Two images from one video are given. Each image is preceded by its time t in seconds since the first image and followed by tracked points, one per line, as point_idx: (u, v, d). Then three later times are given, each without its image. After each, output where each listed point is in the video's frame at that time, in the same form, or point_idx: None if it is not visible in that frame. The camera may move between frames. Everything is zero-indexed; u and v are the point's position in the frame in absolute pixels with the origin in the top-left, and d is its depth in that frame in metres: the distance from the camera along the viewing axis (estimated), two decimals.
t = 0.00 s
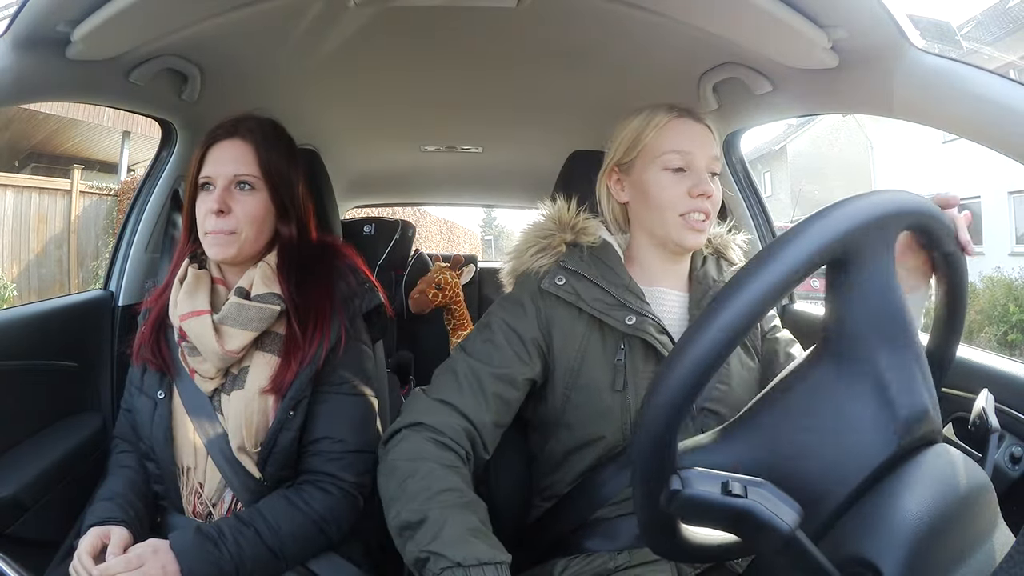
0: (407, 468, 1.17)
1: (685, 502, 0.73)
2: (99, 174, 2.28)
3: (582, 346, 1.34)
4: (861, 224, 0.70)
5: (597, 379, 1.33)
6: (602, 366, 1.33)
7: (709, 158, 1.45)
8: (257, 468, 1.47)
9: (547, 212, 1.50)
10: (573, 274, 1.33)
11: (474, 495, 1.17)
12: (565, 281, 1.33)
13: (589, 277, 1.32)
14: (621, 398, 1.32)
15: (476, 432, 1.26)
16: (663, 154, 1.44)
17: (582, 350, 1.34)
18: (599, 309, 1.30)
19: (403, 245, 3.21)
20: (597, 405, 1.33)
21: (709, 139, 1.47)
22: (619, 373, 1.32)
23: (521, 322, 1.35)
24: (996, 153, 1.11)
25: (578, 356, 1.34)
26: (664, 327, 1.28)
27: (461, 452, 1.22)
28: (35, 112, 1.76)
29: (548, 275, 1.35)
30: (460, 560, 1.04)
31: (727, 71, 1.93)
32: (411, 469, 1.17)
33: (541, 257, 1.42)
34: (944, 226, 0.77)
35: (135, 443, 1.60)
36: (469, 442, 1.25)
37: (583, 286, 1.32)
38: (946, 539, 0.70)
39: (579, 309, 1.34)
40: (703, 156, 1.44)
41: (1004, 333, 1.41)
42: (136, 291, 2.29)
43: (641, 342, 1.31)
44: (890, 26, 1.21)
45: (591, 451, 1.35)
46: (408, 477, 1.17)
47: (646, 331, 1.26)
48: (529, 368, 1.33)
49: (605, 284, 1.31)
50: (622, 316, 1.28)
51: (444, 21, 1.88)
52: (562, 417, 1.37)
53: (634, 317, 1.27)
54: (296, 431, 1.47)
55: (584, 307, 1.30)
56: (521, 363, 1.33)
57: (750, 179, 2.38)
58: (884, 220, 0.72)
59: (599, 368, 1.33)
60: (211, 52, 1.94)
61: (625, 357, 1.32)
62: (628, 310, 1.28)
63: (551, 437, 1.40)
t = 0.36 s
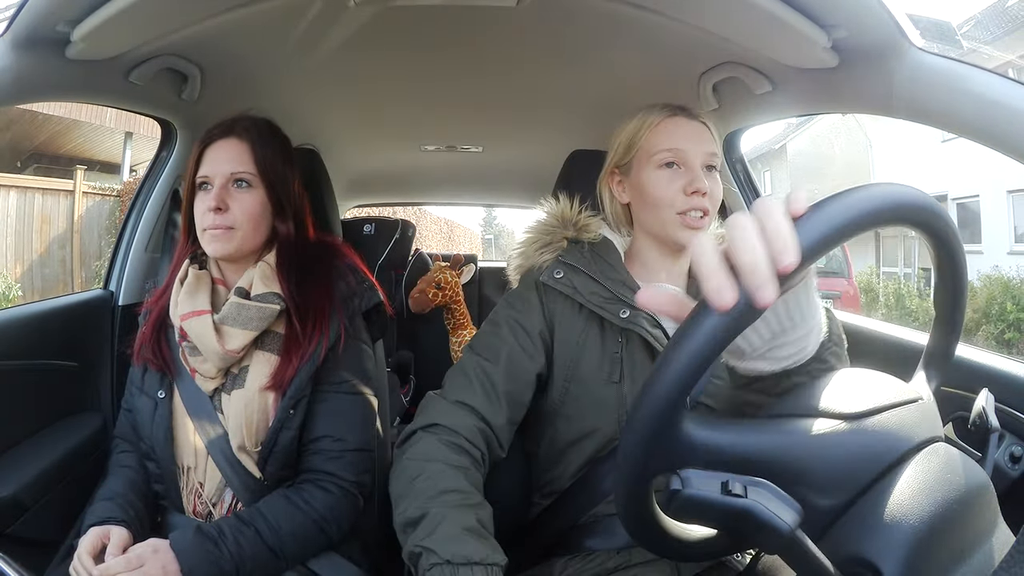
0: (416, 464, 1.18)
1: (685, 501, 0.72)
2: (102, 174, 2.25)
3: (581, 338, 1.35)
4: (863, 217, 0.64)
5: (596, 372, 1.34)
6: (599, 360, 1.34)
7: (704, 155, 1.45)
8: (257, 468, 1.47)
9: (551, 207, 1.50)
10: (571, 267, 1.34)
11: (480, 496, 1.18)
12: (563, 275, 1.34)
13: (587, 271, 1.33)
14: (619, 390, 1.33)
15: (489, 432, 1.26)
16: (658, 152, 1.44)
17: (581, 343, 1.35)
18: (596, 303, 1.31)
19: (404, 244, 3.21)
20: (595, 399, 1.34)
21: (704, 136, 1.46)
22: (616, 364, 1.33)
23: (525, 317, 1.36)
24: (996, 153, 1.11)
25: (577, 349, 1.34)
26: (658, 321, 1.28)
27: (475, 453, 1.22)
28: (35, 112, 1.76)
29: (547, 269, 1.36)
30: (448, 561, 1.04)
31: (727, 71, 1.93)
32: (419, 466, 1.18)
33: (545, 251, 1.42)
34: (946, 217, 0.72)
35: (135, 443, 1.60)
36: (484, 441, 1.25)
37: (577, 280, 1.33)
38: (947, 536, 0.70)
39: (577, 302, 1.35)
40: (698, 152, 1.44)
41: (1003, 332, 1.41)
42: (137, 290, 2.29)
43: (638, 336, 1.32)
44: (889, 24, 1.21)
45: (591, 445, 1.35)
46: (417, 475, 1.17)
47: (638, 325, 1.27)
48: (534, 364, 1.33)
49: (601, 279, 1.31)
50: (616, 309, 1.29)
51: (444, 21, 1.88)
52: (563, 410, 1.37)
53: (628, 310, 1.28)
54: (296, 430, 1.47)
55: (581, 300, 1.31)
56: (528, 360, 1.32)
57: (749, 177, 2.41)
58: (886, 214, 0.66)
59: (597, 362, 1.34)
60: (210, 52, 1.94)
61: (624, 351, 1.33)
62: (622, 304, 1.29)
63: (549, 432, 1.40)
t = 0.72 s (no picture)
0: (409, 463, 1.18)
1: (685, 500, 0.72)
2: (107, 175, 2.23)
3: (581, 339, 1.35)
4: (862, 220, 0.65)
5: (597, 372, 1.35)
6: (600, 361, 1.35)
7: (708, 156, 1.46)
8: (258, 468, 1.47)
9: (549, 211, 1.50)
10: (571, 271, 1.34)
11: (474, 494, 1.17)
12: (564, 279, 1.33)
13: (587, 274, 1.33)
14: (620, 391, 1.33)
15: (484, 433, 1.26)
16: (662, 148, 1.45)
17: (580, 346, 1.35)
18: (596, 305, 1.31)
19: (404, 242, 3.17)
20: (595, 399, 1.35)
21: (709, 136, 1.47)
22: (617, 366, 1.34)
23: (524, 318, 1.36)
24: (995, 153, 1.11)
25: (578, 349, 1.35)
26: (660, 323, 1.30)
27: (469, 450, 1.22)
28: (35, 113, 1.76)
29: (548, 273, 1.36)
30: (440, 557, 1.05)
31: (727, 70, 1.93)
32: (411, 466, 1.18)
33: (544, 254, 1.43)
34: (942, 218, 0.72)
35: (136, 443, 1.59)
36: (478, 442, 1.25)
37: (579, 283, 1.33)
38: (945, 535, 0.70)
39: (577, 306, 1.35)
40: (702, 151, 1.44)
41: (998, 329, 1.42)
42: (137, 290, 2.29)
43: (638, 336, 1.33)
44: (889, 24, 1.21)
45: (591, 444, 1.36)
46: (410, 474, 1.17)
47: (641, 326, 1.28)
48: (534, 364, 1.34)
49: (603, 281, 1.32)
50: (618, 312, 1.30)
51: (444, 20, 1.88)
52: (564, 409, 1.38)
53: (630, 312, 1.29)
54: (297, 430, 1.47)
55: (583, 304, 1.31)
56: (528, 361, 1.33)
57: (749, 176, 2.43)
58: (885, 216, 0.67)
59: (597, 362, 1.35)
60: (210, 51, 1.94)
61: (624, 351, 1.34)
62: (623, 306, 1.30)
63: (549, 433, 1.40)
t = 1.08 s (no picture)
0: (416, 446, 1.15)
1: (685, 500, 0.71)
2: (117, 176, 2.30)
3: (584, 338, 1.36)
4: (850, 225, 0.66)
5: (599, 372, 1.35)
6: (602, 360, 1.35)
7: (711, 150, 1.44)
8: (258, 466, 1.47)
9: (551, 212, 1.50)
10: (576, 274, 1.36)
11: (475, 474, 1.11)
12: (568, 281, 1.35)
13: (591, 275, 1.35)
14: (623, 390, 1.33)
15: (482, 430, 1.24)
16: (668, 144, 1.45)
17: (582, 346, 1.35)
18: (601, 305, 1.32)
19: (404, 242, 3.18)
20: (597, 399, 1.35)
21: (713, 131, 1.46)
22: (621, 365, 1.33)
23: (525, 319, 1.37)
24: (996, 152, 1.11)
25: (580, 348, 1.35)
26: (664, 322, 1.31)
27: (470, 444, 1.20)
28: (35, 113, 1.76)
29: (551, 276, 1.38)
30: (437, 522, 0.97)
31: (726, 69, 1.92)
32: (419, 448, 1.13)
33: (546, 257, 1.43)
34: (936, 222, 0.73)
35: (137, 441, 1.59)
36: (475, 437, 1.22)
37: (584, 285, 1.34)
38: (945, 536, 0.69)
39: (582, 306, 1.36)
40: (707, 146, 1.44)
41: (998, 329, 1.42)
42: (137, 290, 2.29)
43: (640, 334, 1.33)
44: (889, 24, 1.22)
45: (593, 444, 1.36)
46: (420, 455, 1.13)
47: (647, 325, 1.29)
48: (535, 364, 1.35)
49: (608, 283, 1.34)
50: (622, 311, 1.31)
51: (444, 19, 1.88)
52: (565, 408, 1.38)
53: (635, 312, 1.30)
54: (297, 429, 1.48)
55: (588, 304, 1.33)
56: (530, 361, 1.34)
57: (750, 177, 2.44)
58: (875, 221, 0.68)
59: (599, 362, 1.35)
60: (209, 51, 1.94)
61: (626, 351, 1.33)
62: (629, 306, 1.31)
63: (550, 431, 1.40)
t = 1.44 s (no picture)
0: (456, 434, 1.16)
1: (684, 501, 0.70)
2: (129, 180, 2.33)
3: (583, 337, 1.36)
4: (848, 227, 0.66)
5: (598, 371, 1.34)
6: (602, 360, 1.35)
7: (711, 151, 1.45)
8: (258, 466, 1.47)
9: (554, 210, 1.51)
10: (577, 268, 1.36)
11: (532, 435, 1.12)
12: (569, 276, 1.35)
13: (591, 271, 1.34)
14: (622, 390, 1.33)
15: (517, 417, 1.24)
16: (668, 146, 1.45)
17: (582, 345, 1.35)
18: (599, 302, 1.32)
19: (405, 242, 3.18)
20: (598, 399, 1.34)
21: (712, 132, 1.46)
22: (618, 363, 1.33)
23: (529, 319, 1.36)
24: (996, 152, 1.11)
25: (580, 347, 1.35)
26: (663, 319, 1.30)
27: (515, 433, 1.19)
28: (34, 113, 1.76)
29: (552, 270, 1.38)
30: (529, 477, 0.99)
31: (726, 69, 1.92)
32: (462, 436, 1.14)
33: (548, 253, 1.45)
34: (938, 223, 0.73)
35: (137, 442, 1.59)
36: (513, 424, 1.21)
37: (585, 281, 1.34)
38: (946, 535, 0.69)
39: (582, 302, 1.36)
40: (707, 147, 1.44)
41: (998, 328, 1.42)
42: (137, 289, 2.29)
43: (640, 333, 1.33)
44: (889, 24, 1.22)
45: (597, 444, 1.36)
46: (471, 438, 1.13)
47: (644, 323, 1.28)
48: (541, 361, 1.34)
49: (606, 279, 1.33)
50: (621, 309, 1.30)
51: (444, 19, 1.88)
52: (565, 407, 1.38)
53: (633, 309, 1.30)
54: (297, 428, 1.48)
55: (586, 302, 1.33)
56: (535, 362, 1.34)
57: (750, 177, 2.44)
58: (873, 222, 0.68)
59: (598, 359, 1.35)
60: (209, 51, 1.94)
61: (626, 350, 1.33)
62: (627, 304, 1.30)
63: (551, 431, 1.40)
